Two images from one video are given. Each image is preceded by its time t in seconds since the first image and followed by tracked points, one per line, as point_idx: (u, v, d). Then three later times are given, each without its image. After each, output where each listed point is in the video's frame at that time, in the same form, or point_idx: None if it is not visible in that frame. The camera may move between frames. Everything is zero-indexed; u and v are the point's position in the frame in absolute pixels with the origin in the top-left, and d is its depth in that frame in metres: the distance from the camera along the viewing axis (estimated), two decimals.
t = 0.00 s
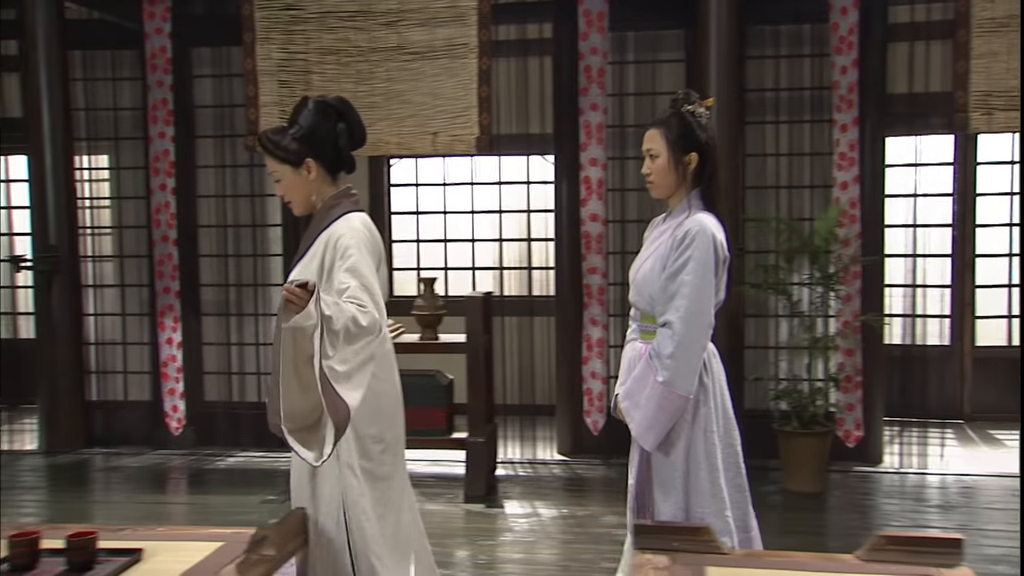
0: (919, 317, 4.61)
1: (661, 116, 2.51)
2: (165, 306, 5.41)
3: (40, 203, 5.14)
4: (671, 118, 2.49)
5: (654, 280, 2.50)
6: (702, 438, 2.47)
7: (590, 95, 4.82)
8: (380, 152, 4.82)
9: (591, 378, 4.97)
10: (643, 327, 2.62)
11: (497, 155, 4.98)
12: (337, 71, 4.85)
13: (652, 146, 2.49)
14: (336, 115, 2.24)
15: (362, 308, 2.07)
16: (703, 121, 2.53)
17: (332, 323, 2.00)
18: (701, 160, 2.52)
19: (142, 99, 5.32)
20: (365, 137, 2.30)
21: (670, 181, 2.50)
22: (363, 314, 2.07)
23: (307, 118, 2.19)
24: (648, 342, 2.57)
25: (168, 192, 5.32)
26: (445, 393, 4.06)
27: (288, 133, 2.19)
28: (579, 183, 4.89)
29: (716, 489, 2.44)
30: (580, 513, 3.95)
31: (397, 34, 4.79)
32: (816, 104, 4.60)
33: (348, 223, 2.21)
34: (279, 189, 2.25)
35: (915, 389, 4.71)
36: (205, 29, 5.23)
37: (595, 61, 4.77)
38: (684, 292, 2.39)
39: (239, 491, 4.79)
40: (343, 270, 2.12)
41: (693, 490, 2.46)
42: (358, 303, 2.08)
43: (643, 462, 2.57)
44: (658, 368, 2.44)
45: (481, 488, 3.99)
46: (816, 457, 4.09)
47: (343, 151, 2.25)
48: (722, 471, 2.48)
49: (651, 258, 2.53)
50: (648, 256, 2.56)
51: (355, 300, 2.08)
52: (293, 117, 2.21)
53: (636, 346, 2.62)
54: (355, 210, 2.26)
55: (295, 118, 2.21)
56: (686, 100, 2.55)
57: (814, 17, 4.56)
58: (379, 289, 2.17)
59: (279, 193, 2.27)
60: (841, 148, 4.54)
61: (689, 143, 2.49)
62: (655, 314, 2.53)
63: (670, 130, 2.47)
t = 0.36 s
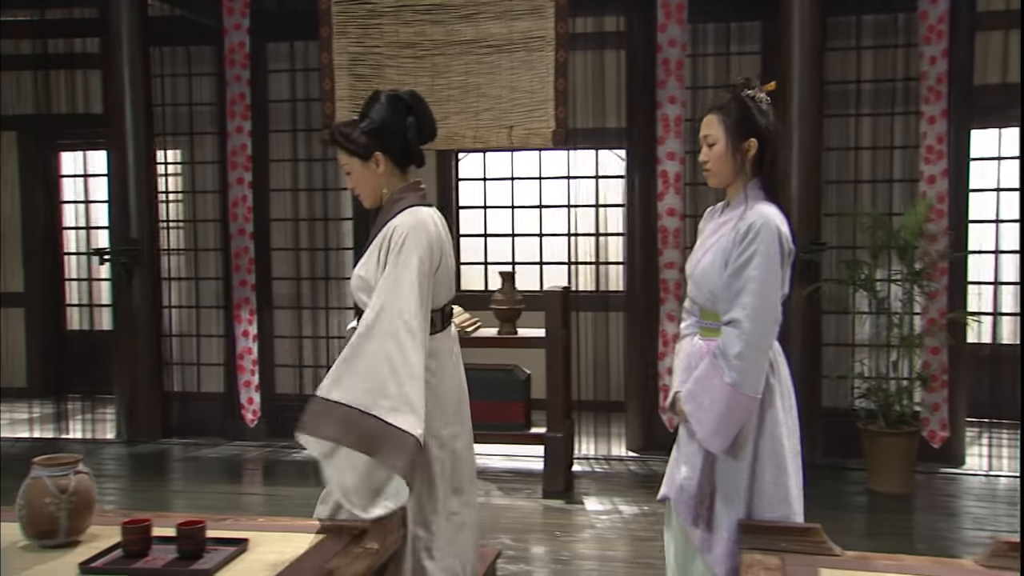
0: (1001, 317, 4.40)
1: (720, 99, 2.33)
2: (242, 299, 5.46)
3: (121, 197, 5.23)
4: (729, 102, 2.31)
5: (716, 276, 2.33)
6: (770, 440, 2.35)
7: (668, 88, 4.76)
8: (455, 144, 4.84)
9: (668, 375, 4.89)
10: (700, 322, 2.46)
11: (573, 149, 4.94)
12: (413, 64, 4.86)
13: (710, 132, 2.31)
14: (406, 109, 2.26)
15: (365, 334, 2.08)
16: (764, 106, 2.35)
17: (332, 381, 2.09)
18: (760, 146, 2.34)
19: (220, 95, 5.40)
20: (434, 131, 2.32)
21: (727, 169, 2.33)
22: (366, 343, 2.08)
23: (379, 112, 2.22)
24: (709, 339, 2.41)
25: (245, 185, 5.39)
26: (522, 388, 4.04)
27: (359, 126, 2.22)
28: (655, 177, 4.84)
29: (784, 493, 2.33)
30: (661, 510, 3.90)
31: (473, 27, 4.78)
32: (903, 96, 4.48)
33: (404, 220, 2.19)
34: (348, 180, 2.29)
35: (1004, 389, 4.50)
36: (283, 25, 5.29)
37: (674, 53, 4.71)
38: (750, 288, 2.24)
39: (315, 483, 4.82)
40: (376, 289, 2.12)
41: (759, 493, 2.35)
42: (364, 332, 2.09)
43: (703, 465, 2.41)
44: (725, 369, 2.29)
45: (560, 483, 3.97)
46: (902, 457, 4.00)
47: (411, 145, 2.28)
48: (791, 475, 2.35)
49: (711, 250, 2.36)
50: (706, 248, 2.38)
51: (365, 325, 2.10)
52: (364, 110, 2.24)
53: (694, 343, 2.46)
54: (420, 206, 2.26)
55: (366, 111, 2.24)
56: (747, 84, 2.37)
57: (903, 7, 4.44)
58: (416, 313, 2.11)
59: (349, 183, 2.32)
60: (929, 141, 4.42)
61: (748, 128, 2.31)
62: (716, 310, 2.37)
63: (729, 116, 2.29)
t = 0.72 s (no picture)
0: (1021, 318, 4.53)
1: (731, 97, 2.27)
2: (266, 298, 5.44)
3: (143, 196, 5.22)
4: (740, 99, 2.25)
5: (738, 279, 2.23)
6: (807, 441, 2.30)
7: (697, 86, 4.74)
8: (482, 142, 4.82)
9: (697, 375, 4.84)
10: (718, 324, 2.35)
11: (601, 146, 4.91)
12: (439, 62, 4.84)
13: (722, 130, 2.24)
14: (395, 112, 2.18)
15: (346, 342, 2.09)
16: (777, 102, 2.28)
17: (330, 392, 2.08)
18: (775, 144, 2.26)
19: (244, 92, 5.37)
20: (422, 135, 2.24)
21: (742, 167, 2.24)
22: (345, 351, 2.08)
23: (368, 112, 2.14)
24: (726, 342, 2.32)
25: (269, 183, 5.37)
26: (552, 388, 4.01)
27: (346, 125, 2.15)
28: (685, 175, 4.81)
29: (824, 492, 2.29)
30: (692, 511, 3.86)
31: (501, 24, 4.76)
32: (937, 94, 4.44)
33: (385, 224, 2.15)
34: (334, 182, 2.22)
35: None
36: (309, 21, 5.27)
37: (703, 50, 4.72)
38: (778, 293, 2.15)
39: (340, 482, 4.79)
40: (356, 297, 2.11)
41: (801, 496, 2.27)
42: (345, 341, 2.09)
43: (736, 476, 2.28)
44: (756, 376, 2.19)
45: (591, 484, 3.95)
46: (937, 458, 3.97)
47: (398, 147, 2.21)
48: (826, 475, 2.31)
49: (729, 251, 2.26)
50: (722, 249, 2.28)
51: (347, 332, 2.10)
52: (352, 109, 2.17)
53: (710, 347, 2.35)
54: (406, 206, 2.21)
55: (354, 110, 2.16)
56: (757, 82, 2.32)
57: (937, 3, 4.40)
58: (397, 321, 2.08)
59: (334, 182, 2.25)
60: (963, 139, 4.40)
61: (762, 124, 2.24)
62: (737, 313, 2.27)
63: (741, 111, 2.23)
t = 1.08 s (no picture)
0: None
1: (714, 96, 2.23)
2: (275, 299, 5.41)
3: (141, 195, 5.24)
4: (726, 98, 2.21)
5: (720, 276, 2.18)
6: (791, 442, 2.19)
7: (710, 85, 4.75)
8: (495, 141, 4.81)
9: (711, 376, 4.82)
10: (696, 327, 2.28)
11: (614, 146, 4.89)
12: (450, 61, 4.82)
13: (706, 128, 2.20)
14: (365, 106, 2.20)
15: (339, 343, 2.09)
16: (761, 100, 2.24)
17: (325, 394, 2.08)
18: (759, 144, 2.23)
19: (253, 92, 5.35)
20: (390, 130, 2.27)
21: (728, 166, 2.21)
22: (338, 351, 2.09)
23: (339, 107, 2.16)
24: (706, 343, 2.24)
25: (279, 183, 5.34)
26: (568, 389, 3.98)
27: (320, 123, 2.15)
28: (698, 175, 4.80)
29: (811, 494, 2.17)
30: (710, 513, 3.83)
31: (512, 24, 4.74)
32: (952, 94, 4.43)
33: (368, 221, 2.17)
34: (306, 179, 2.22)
35: None
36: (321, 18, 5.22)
37: (717, 50, 4.73)
38: (762, 286, 2.10)
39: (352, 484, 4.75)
40: (345, 296, 2.13)
41: (785, 497, 2.17)
42: (336, 342, 2.10)
43: (717, 476, 2.19)
44: (738, 371, 2.11)
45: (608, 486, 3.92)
46: (956, 459, 3.96)
47: (369, 142, 2.22)
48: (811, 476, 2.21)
49: (710, 249, 2.21)
50: (703, 249, 2.23)
51: (338, 333, 2.11)
52: (322, 104, 2.18)
53: (691, 349, 2.28)
54: (379, 204, 2.23)
55: (325, 106, 2.17)
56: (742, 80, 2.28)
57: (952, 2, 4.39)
58: (389, 321, 2.12)
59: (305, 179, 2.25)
60: (979, 138, 4.39)
61: (748, 123, 2.20)
62: (718, 311, 2.21)
63: (726, 109, 2.19)
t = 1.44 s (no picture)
0: None
1: (715, 93, 2.24)
2: (293, 299, 5.39)
3: (151, 192, 5.32)
4: (727, 94, 2.22)
5: (722, 274, 2.19)
6: (784, 445, 2.17)
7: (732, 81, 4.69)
8: (514, 140, 4.79)
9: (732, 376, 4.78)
10: (706, 326, 2.29)
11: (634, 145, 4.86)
12: (469, 59, 4.79)
13: (705, 125, 2.20)
14: (369, 101, 2.20)
15: (375, 338, 2.12)
16: (761, 97, 2.24)
17: (361, 387, 2.12)
18: (757, 140, 2.22)
19: (270, 91, 5.32)
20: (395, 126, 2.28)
21: (726, 162, 2.21)
22: (373, 345, 2.13)
23: (344, 104, 2.16)
24: (716, 341, 2.26)
25: (296, 183, 5.32)
26: (590, 388, 3.96)
27: (331, 122, 2.14)
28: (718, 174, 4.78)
29: (797, 500, 2.16)
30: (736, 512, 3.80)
31: (531, 21, 4.71)
32: (974, 91, 4.41)
33: (396, 217, 2.18)
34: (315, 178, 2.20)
35: None
36: (339, 16, 5.21)
37: (738, 47, 4.67)
38: (760, 284, 2.09)
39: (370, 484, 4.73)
40: (378, 292, 2.14)
41: (769, 501, 2.16)
42: (372, 336, 2.13)
43: (709, 473, 2.23)
44: (735, 369, 2.11)
45: (633, 487, 3.90)
46: (983, 457, 3.94)
47: (379, 139, 2.23)
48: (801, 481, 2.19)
49: (715, 247, 2.23)
50: (709, 247, 2.25)
51: (372, 328, 2.14)
52: (327, 102, 2.17)
53: (701, 348, 2.28)
54: (387, 197, 2.23)
55: (330, 104, 2.16)
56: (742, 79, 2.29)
57: None
58: (423, 316, 2.15)
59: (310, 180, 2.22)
60: (1004, 135, 4.36)
61: (747, 118, 2.20)
62: (725, 309, 2.21)
63: (726, 106, 2.20)
